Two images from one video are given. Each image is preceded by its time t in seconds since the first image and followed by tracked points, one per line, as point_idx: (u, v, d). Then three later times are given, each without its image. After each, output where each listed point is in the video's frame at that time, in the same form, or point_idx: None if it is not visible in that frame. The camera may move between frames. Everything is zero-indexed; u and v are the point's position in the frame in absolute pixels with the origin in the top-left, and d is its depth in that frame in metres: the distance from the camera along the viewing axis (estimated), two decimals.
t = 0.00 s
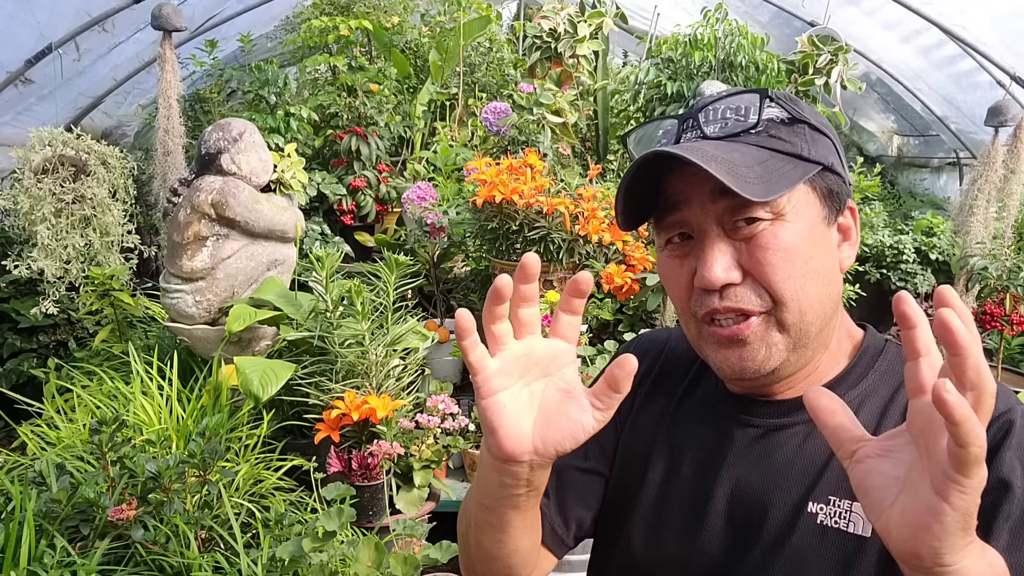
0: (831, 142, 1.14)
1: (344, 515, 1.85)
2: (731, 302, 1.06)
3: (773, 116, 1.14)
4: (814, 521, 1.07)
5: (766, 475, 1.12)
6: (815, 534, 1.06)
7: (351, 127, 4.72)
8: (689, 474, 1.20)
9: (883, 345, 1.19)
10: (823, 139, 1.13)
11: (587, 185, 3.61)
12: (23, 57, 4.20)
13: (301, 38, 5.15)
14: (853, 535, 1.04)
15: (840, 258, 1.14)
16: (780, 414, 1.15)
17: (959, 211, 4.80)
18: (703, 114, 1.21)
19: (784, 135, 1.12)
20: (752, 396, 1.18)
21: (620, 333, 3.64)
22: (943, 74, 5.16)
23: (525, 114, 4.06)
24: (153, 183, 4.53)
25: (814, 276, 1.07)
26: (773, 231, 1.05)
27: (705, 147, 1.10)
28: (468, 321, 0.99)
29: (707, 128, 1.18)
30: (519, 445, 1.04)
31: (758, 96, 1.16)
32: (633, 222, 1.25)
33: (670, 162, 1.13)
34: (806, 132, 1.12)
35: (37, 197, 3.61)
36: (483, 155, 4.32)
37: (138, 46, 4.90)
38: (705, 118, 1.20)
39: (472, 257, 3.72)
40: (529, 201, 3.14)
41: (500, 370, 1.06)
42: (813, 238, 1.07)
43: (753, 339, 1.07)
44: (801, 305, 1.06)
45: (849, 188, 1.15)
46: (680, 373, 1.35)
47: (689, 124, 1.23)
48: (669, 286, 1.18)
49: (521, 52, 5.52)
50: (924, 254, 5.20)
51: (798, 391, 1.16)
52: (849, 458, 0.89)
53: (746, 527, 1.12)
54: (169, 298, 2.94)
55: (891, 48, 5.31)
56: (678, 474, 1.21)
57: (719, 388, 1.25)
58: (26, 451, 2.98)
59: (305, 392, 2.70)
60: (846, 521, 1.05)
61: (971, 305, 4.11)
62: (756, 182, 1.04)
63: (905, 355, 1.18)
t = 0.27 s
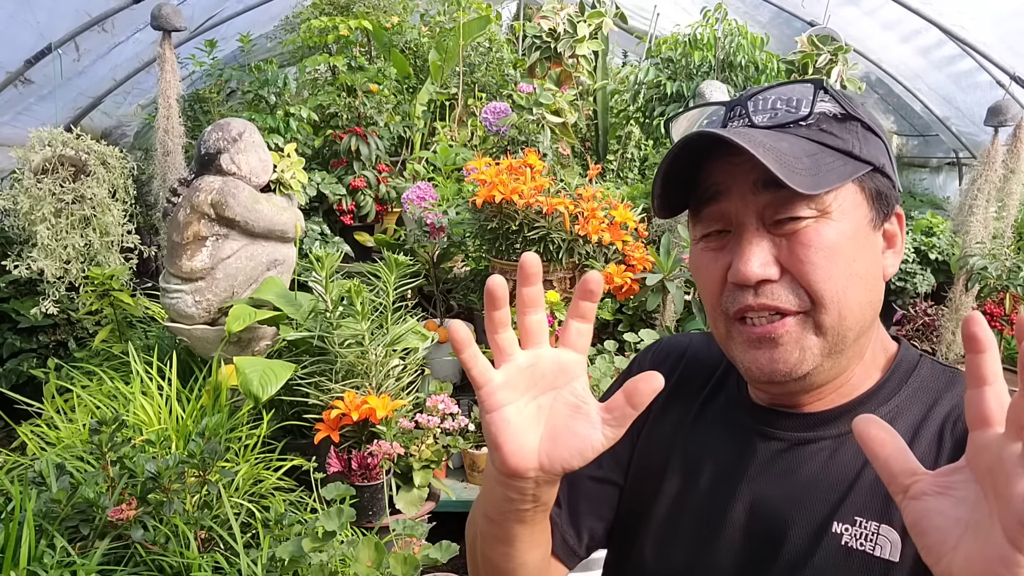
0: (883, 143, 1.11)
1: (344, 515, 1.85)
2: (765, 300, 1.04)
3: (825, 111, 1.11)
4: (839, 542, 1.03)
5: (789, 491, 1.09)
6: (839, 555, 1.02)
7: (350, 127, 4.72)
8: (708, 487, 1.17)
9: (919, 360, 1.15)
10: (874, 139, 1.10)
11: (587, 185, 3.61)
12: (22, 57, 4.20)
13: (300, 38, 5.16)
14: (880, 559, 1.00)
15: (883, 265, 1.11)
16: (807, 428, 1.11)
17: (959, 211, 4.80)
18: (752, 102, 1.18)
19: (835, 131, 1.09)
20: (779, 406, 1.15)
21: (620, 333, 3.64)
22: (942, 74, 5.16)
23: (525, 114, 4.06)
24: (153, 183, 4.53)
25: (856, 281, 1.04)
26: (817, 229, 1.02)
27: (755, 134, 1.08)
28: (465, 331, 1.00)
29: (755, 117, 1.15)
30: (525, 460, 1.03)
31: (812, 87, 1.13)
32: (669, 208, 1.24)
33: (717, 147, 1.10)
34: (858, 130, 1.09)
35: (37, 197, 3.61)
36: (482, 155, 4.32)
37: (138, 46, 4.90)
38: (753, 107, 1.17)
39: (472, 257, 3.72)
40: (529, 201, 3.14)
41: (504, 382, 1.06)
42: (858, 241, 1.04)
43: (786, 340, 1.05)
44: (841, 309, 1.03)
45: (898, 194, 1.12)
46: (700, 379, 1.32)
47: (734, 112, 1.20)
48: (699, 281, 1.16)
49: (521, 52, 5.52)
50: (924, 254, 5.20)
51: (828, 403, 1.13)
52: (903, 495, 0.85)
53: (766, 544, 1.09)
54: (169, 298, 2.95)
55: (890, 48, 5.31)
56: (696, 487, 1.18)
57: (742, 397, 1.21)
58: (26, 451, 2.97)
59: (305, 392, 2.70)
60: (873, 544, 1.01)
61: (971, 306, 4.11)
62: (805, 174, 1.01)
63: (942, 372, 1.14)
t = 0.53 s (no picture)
0: (944, 150, 1.05)
1: (344, 515, 1.84)
2: (794, 307, 0.99)
3: (885, 108, 1.05)
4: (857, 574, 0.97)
5: (808, 516, 1.04)
6: None
7: (350, 126, 4.71)
8: (724, 507, 1.13)
9: (963, 384, 1.08)
10: (934, 144, 1.04)
11: (588, 184, 3.59)
12: (20, 57, 4.19)
13: (299, 38, 5.15)
14: None
15: (930, 280, 1.04)
16: (833, 450, 1.06)
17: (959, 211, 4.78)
18: (807, 93, 1.12)
19: (892, 131, 1.03)
20: (807, 425, 1.11)
21: (620, 333, 3.62)
22: (943, 74, 5.14)
23: (525, 113, 4.05)
24: (152, 183, 4.52)
25: (896, 295, 0.98)
26: (859, 236, 0.98)
27: (807, 127, 1.03)
28: (454, 334, 1.02)
29: (809, 108, 1.10)
30: (517, 469, 1.02)
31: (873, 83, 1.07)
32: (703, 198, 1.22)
33: (766, 138, 1.06)
34: (919, 133, 1.02)
35: (36, 196, 3.60)
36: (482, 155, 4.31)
37: (136, 46, 4.89)
38: (808, 98, 1.11)
39: (472, 257, 3.71)
40: (529, 200, 3.13)
41: (499, 388, 1.06)
42: (903, 251, 0.98)
43: (812, 348, 0.99)
44: (876, 324, 0.98)
45: (954, 206, 1.06)
46: (729, 391, 1.28)
47: (788, 102, 1.15)
48: (732, 280, 1.12)
49: (520, 51, 5.51)
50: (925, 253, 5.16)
51: (858, 424, 1.07)
52: (924, 540, 0.77)
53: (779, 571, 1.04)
54: (167, 298, 2.94)
55: (891, 47, 5.30)
56: (711, 505, 1.15)
57: (768, 414, 1.16)
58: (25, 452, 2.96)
59: (304, 392, 2.70)
60: None
61: (972, 305, 4.10)
62: (854, 172, 0.96)
63: (987, 399, 1.06)
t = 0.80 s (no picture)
0: (953, 158, 1.03)
1: (343, 517, 1.83)
2: (794, 317, 0.99)
3: (892, 113, 1.04)
4: None
5: (808, 537, 1.02)
6: None
7: (349, 126, 4.70)
8: (725, 525, 1.12)
9: (972, 398, 1.06)
10: (943, 152, 1.02)
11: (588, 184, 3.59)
12: (19, 56, 4.18)
13: (299, 38, 5.15)
14: None
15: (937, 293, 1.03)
16: (834, 466, 1.04)
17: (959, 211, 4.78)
18: (813, 95, 1.11)
19: (899, 138, 1.02)
20: (809, 440, 1.10)
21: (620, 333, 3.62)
22: (944, 74, 5.14)
23: (525, 113, 4.05)
24: (151, 183, 4.51)
25: (899, 308, 0.97)
26: (861, 246, 0.97)
27: (812, 131, 1.02)
28: (433, 345, 1.02)
29: (814, 111, 1.08)
30: (503, 486, 1.02)
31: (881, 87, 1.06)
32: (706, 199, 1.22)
33: (770, 142, 1.06)
34: (927, 141, 1.01)
35: (35, 196, 3.59)
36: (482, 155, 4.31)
37: (136, 46, 4.88)
38: (814, 101, 1.10)
39: (472, 257, 3.70)
40: (529, 200, 3.13)
41: (481, 403, 1.06)
42: (908, 262, 0.98)
43: (813, 366, 1.00)
44: (877, 339, 0.97)
45: (963, 216, 1.04)
46: (732, 407, 1.27)
47: (793, 104, 1.14)
48: (734, 287, 1.12)
49: (520, 51, 5.50)
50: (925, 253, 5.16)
51: (861, 438, 1.06)
52: (922, 563, 0.76)
53: None
54: (166, 298, 2.93)
55: (891, 47, 5.29)
56: (711, 523, 1.14)
57: (771, 430, 1.16)
58: (24, 452, 2.96)
59: (303, 392, 2.69)
60: None
61: (972, 306, 4.10)
62: (858, 180, 0.95)
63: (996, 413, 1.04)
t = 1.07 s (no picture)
0: (921, 156, 1.06)
1: (343, 517, 1.84)
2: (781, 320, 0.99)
3: (863, 117, 1.06)
4: None
5: (794, 535, 1.03)
6: None
7: (349, 126, 4.71)
8: (712, 523, 1.13)
9: (946, 390, 1.08)
10: (913, 152, 1.05)
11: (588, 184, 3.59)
12: (20, 57, 4.19)
13: (299, 38, 5.16)
14: None
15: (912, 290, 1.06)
16: (817, 463, 1.05)
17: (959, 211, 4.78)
18: (784, 103, 1.13)
19: (871, 142, 1.04)
20: (794, 438, 1.11)
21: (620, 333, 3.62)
22: (943, 74, 5.15)
23: (525, 113, 4.06)
24: (152, 183, 4.52)
25: (880, 307, 0.99)
26: (841, 249, 0.98)
27: (788, 140, 1.03)
28: (419, 351, 1.03)
29: (787, 119, 1.10)
30: (491, 491, 1.03)
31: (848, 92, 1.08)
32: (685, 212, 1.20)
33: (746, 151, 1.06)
34: (896, 142, 1.04)
35: (36, 197, 3.60)
36: (482, 155, 4.32)
37: (136, 46, 4.89)
38: (784, 109, 1.12)
39: (471, 257, 3.71)
40: (529, 200, 3.13)
41: (467, 407, 1.06)
42: (886, 262, 1.00)
43: (802, 365, 1.00)
44: (865, 338, 0.99)
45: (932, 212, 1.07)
46: (714, 408, 1.28)
47: (764, 112, 1.16)
48: (714, 294, 1.12)
49: (520, 51, 5.51)
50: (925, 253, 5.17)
51: (846, 434, 1.07)
52: (917, 551, 0.77)
53: None
54: (167, 298, 2.94)
55: (891, 47, 5.30)
56: (697, 523, 1.15)
57: (754, 429, 1.17)
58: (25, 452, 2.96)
59: (303, 392, 2.70)
60: None
61: (971, 305, 4.10)
62: (836, 187, 0.97)
63: (971, 403, 1.06)
